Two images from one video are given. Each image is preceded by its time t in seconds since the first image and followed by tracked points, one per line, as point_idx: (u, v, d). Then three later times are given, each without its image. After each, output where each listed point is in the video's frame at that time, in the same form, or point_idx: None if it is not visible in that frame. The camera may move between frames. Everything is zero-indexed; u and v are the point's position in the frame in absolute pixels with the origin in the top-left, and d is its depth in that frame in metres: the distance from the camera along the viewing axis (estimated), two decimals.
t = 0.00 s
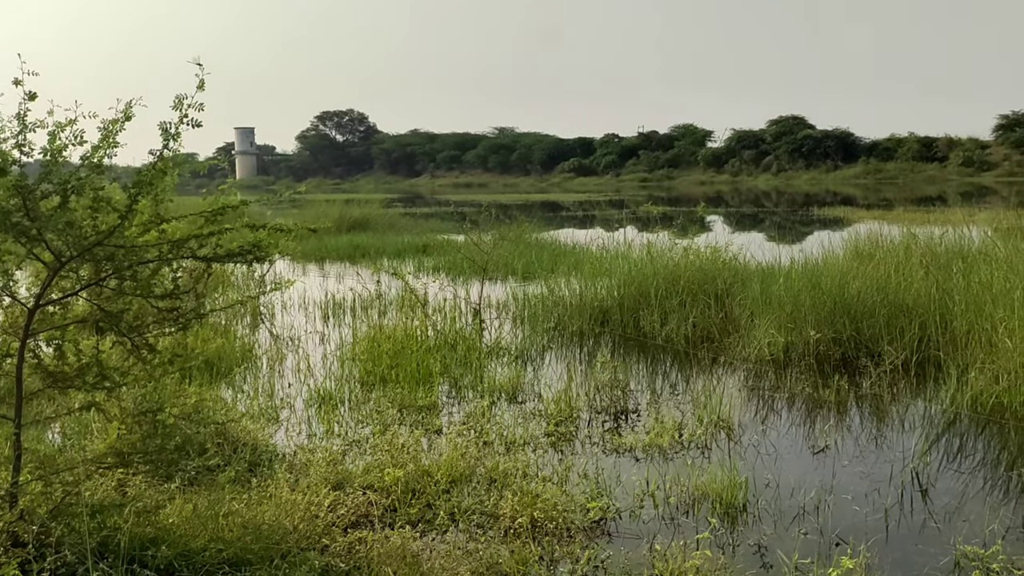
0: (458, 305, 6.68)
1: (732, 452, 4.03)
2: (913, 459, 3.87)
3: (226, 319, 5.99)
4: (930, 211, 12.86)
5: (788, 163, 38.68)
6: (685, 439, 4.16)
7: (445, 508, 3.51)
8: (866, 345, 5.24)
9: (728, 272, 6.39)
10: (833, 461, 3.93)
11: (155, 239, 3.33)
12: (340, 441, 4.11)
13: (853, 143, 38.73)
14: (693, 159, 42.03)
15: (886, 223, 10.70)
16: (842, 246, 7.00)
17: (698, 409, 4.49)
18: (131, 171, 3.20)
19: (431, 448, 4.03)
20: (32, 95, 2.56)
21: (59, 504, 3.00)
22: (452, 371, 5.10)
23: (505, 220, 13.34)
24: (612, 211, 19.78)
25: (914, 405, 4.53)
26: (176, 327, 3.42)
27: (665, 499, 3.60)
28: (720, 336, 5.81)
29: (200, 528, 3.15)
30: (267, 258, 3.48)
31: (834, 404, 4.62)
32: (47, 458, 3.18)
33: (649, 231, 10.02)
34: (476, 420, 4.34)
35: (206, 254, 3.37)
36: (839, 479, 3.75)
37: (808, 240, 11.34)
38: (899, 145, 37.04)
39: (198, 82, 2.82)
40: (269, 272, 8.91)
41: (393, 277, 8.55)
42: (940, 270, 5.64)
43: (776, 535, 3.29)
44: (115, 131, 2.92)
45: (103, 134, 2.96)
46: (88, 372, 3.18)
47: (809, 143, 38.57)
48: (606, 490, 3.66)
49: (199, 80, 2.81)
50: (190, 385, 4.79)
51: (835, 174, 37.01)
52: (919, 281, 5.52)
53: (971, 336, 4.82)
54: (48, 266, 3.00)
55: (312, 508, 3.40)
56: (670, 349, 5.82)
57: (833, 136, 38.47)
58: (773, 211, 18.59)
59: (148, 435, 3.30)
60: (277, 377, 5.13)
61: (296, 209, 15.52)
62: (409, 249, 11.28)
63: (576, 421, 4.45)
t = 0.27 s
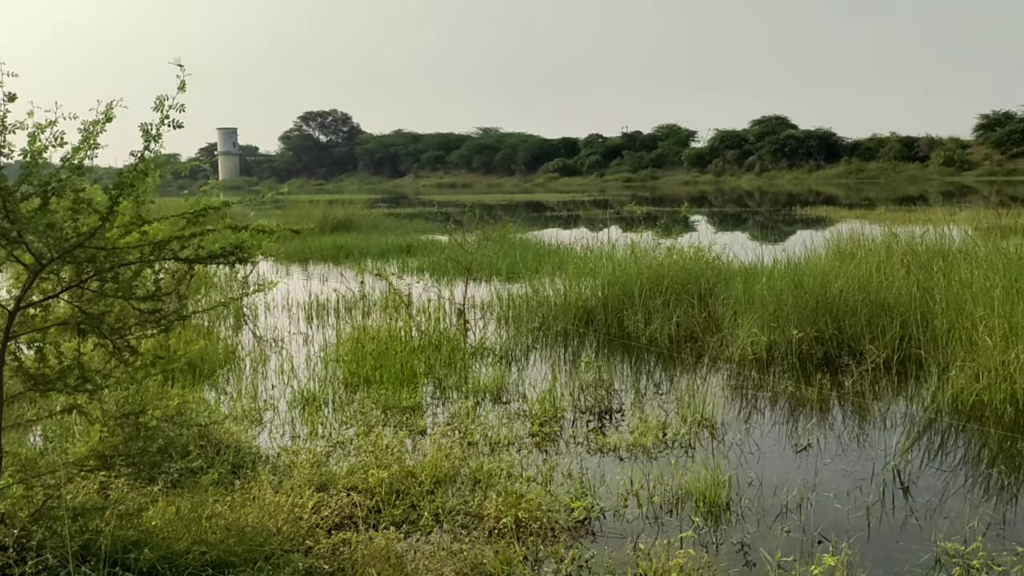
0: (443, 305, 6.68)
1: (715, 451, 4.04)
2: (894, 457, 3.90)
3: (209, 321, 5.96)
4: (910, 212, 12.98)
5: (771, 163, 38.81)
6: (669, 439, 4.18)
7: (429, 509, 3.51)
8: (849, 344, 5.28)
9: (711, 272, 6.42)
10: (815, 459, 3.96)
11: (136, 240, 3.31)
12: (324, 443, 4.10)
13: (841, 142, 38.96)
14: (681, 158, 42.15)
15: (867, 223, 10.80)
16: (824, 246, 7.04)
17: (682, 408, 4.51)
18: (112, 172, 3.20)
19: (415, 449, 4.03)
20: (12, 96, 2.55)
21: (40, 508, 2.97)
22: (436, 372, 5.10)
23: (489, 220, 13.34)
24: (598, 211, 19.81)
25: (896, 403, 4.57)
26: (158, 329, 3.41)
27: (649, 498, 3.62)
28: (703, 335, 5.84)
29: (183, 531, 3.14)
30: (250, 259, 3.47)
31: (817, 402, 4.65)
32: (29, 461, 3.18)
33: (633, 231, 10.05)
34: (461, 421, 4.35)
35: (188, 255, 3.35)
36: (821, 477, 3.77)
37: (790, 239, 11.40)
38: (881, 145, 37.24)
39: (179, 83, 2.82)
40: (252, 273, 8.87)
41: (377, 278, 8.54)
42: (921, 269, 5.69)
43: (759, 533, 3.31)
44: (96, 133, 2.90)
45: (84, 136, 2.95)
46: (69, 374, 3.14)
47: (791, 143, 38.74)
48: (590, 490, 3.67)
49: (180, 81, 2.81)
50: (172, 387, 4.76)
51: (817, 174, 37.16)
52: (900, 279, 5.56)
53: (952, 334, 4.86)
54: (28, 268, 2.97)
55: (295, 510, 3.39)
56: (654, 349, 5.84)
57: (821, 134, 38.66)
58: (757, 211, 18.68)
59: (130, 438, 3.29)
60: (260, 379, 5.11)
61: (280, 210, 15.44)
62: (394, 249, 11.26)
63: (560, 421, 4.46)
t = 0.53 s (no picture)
0: (427, 306, 6.68)
1: (700, 449, 4.06)
2: (877, 454, 3.93)
3: (191, 322, 5.92)
4: (890, 211, 13.10)
5: (755, 163, 39.10)
6: (653, 438, 4.19)
7: (414, 510, 3.51)
8: (831, 342, 5.32)
9: (695, 272, 6.45)
10: (798, 457, 3.98)
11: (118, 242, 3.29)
12: (308, 444, 4.09)
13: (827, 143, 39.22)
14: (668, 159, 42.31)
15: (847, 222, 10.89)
16: (807, 245, 7.09)
17: (666, 407, 4.53)
18: (93, 173, 3.18)
19: (400, 449, 4.03)
20: None
21: (21, 511, 2.94)
22: (420, 373, 5.09)
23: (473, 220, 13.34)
24: (583, 211, 19.85)
25: (878, 401, 4.61)
26: (141, 330, 3.39)
27: (634, 497, 3.63)
28: (687, 334, 5.86)
29: (167, 533, 3.11)
30: (233, 260, 3.44)
31: (800, 400, 4.68)
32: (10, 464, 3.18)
33: (616, 231, 10.08)
34: (445, 421, 4.34)
35: (170, 256, 3.34)
36: (804, 474, 3.80)
37: (772, 239, 11.48)
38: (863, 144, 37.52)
39: (161, 83, 2.80)
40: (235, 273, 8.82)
41: (361, 278, 8.52)
42: (903, 267, 5.74)
43: (743, 531, 3.32)
44: (77, 133, 2.88)
45: (65, 136, 2.92)
46: (51, 377, 3.12)
47: (774, 143, 39.02)
48: (575, 489, 3.67)
49: (162, 81, 2.80)
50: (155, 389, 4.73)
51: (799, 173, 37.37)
52: (882, 278, 5.61)
53: (933, 332, 4.91)
54: (9, 269, 2.95)
55: (280, 512, 3.38)
56: (638, 348, 5.87)
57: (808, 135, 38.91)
58: (740, 210, 18.79)
59: (112, 440, 3.26)
60: (244, 380, 5.09)
61: (263, 210, 15.36)
62: (378, 249, 11.24)
63: (544, 421, 4.46)
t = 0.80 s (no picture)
0: (413, 306, 6.67)
1: (686, 448, 4.08)
2: (862, 453, 3.96)
3: (176, 323, 5.89)
4: (874, 211, 13.18)
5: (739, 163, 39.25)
6: (639, 437, 4.20)
7: (400, 510, 3.50)
8: (816, 341, 5.36)
9: (681, 272, 6.48)
10: (784, 456, 4.00)
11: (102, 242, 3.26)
12: (294, 445, 4.07)
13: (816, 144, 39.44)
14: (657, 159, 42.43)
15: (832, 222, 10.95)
16: (792, 244, 7.13)
17: (653, 407, 4.54)
18: (77, 172, 3.16)
19: (386, 450, 4.02)
20: None
21: (4, 514, 2.91)
22: (407, 374, 5.08)
23: (460, 220, 13.32)
24: (571, 211, 19.86)
25: (863, 400, 4.64)
26: (125, 330, 3.37)
27: (620, 496, 3.64)
28: (673, 334, 5.89)
29: (152, 535, 3.09)
30: (217, 260, 3.42)
31: (785, 399, 4.71)
32: None
33: (603, 231, 10.10)
34: (432, 421, 4.34)
35: (155, 257, 3.32)
36: (790, 473, 3.82)
37: (757, 239, 11.53)
38: (848, 144, 37.74)
39: (145, 82, 2.80)
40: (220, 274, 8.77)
41: (347, 279, 8.49)
42: (886, 266, 5.78)
43: (729, 529, 3.33)
44: (60, 132, 2.86)
45: (47, 136, 2.90)
46: (34, 378, 3.08)
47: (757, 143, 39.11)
48: (561, 489, 3.68)
49: (146, 80, 2.79)
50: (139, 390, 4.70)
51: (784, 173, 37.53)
52: (866, 278, 5.66)
53: (917, 331, 4.96)
54: None
55: (265, 513, 3.36)
56: (624, 348, 5.88)
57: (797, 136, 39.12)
58: (727, 211, 18.87)
59: (96, 442, 3.25)
60: (229, 381, 5.07)
61: (249, 210, 15.28)
62: (364, 249, 11.21)
63: (531, 420, 4.47)
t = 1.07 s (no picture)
0: (402, 306, 6.66)
1: (674, 448, 4.09)
2: (849, 452, 3.98)
3: (163, 323, 5.87)
4: (861, 211, 13.27)
5: (727, 163, 39.41)
6: (628, 437, 4.21)
7: (389, 510, 3.49)
8: (804, 341, 5.38)
9: (670, 272, 6.50)
10: (772, 455, 4.02)
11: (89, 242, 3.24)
12: (282, 445, 4.06)
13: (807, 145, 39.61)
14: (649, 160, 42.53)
15: (819, 222, 11.00)
16: (780, 245, 7.17)
17: (641, 406, 4.55)
18: (63, 171, 3.14)
19: (375, 450, 4.01)
20: None
21: None
22: (396, 373, 5.08)
23: (449, 220, 13.32)
24: (561, 211, 19.88)
25: (850, 399, 4.67)
26: (112, 330, 3.36)
27: (609, 496, 3.64)
28: (662, 334, 5.91)
29: (139, 536, 3.06)
30: (205, 259, 3.39)
31: (773, 399, 4.73)
32: None
33: (591, 231, 10.11)
34: (421, 421, 4.34)
35: (142, 257, 3.30)
36: (778, 472, 3.83)
37: (745, 239, 11.58)
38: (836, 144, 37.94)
39: (132, 81, 2.79)
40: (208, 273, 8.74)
41: (336, 278, 8.48)
42: (874, 266, 5.82)
43: (718, 529, 3.34)
44: (46, 131, 2.84)
45: (33, 135, 2.88)
46: (20, 378, 3.06)
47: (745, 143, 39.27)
48: (550, 489, 3.68)
49: (133, 79, 2.78)
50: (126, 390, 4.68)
51: (772, 173, 37.68)
52: (854, 278, 5.69)
53: (904, 331, 4.99)
54: None
55: (253, 514, 3.35)
56: (613, 348, 5.90)
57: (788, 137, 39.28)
58: (716, 211, 18.93)
59: (83, 442, 3.24)
60: (217, 381, 5.05)
61: (237, 210, 15.23)
62: (353, 249, 11.19)
63: (519, 420, 4.47)
